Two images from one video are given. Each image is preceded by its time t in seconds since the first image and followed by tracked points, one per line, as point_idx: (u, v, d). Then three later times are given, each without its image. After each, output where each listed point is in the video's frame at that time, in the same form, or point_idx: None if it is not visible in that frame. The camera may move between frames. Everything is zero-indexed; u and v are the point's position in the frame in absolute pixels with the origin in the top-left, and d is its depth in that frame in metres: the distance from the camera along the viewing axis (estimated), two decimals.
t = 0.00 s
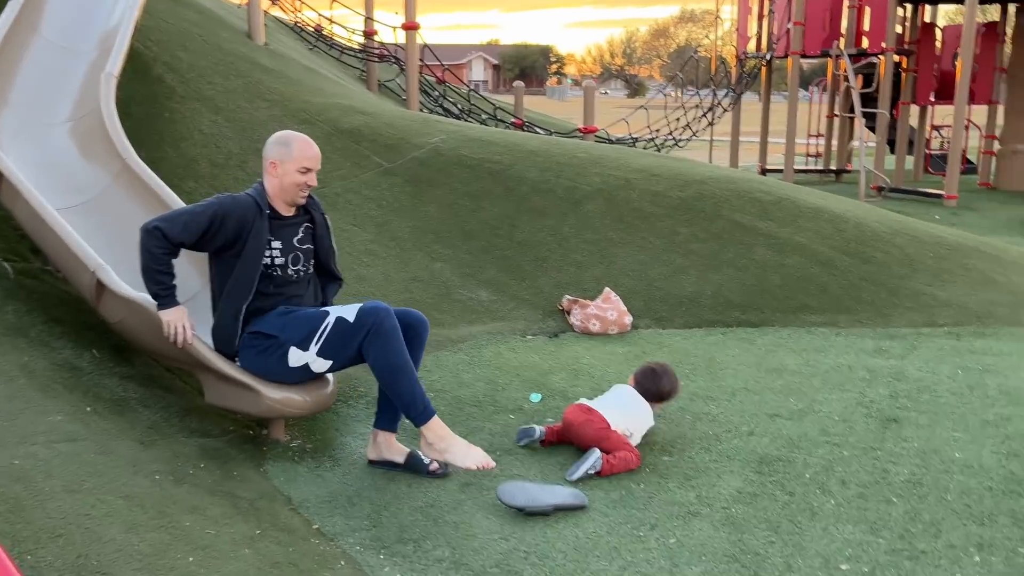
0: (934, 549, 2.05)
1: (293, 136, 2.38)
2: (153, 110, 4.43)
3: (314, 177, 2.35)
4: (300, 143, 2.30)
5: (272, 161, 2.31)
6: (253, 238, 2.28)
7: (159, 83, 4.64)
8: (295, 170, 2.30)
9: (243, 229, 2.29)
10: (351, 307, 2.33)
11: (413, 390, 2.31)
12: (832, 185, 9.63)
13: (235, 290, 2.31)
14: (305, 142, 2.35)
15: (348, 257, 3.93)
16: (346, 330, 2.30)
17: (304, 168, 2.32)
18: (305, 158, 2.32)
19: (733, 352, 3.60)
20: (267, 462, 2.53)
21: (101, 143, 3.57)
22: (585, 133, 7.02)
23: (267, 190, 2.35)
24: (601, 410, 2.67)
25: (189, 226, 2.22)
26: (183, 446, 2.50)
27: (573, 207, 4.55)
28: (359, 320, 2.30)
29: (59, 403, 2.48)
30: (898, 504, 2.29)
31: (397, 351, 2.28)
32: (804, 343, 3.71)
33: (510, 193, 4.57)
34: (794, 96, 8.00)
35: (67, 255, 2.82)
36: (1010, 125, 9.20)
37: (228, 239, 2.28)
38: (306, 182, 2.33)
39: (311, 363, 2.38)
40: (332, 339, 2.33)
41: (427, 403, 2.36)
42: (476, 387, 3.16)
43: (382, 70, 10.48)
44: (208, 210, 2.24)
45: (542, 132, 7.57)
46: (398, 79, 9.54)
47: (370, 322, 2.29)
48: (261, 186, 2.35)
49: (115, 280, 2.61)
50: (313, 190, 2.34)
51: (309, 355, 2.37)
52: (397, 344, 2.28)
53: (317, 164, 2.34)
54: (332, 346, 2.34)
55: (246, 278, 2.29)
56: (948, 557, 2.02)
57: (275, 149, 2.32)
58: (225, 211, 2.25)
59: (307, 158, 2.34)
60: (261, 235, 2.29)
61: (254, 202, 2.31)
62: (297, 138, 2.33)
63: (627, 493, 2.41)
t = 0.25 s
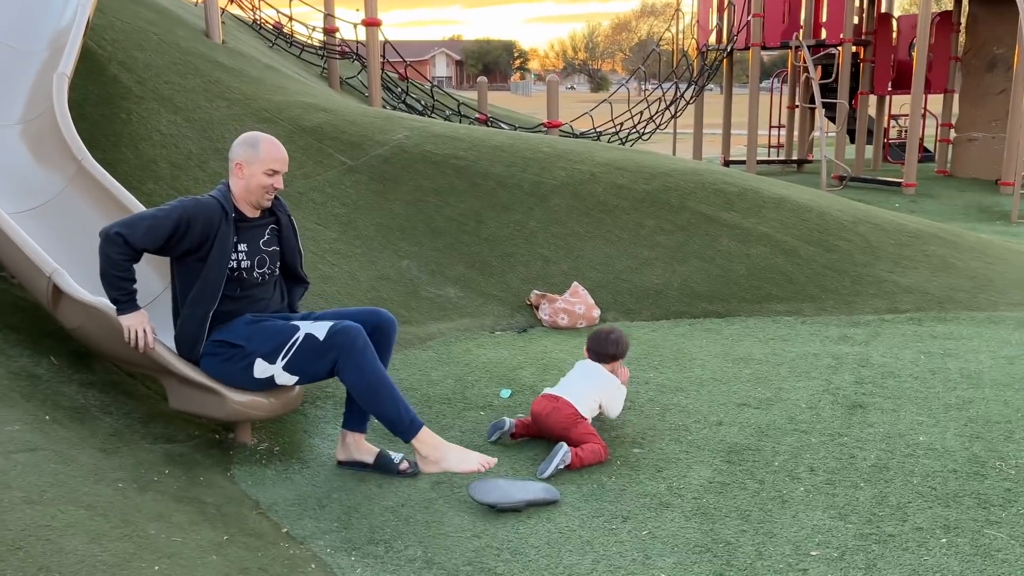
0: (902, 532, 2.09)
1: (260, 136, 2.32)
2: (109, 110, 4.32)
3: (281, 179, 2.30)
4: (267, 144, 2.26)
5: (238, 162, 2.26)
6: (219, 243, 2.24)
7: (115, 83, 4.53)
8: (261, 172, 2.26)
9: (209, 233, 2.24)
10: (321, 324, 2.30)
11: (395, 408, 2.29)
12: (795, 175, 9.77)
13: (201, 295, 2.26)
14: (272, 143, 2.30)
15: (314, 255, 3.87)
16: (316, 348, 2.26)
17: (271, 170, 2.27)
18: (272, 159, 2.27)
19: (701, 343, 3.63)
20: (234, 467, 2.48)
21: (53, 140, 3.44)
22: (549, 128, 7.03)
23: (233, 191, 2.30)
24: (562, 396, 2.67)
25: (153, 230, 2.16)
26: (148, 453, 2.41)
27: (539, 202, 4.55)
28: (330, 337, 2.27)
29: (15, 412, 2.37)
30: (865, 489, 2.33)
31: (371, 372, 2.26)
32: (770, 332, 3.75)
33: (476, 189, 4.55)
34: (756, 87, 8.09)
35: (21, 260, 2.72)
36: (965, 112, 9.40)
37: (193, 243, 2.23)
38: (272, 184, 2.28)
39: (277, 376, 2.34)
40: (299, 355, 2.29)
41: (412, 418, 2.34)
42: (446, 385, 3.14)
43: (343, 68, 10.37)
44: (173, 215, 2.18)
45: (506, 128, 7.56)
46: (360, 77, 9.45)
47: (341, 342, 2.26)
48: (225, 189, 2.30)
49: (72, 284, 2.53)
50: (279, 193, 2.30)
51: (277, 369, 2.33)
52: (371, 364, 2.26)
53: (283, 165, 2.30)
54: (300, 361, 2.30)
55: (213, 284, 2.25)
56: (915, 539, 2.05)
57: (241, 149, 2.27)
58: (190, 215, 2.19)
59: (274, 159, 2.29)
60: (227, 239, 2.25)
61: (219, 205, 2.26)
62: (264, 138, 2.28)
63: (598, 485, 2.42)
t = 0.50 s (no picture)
0: (883, 528, 2.12)
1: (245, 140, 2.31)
2: (88, 113, 4.28)
3: (265, 183, 2.29)
4: (251, 148, 2.24)
5: (223, 166, 2.25)
6: (204, 249, 2.22)
7: (94, 86, 4.49)
8: (245, 176, 2.25)
9: (194, 239, 2.22)
10: (305, 324, 2.29)
11: (358, 412, 2.26)
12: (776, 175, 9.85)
13: (186, 301, 2.25)
14: (257, 146, 2.29)
15: (297, 258, 3.85)
16: (298, 348, 2.26)
17: (255, 174, 2.26)
18: (257, 162, 2.26)
19: (684, 343, 3.65)
20: (220, 470, 2.47)
21: (32, 143, 3.39)
22: (531, 129, 7.04)
23: (218, 195, 2.29)
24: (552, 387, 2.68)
25: (137, 236, 2.13)
26: (132, 458, 2.39)
27: (522, 203, 4.56)
28: (313, 338, 2.27)
29: None
30: (847, 485, 2.36)
31: (346, 375, 2.25)
32: (752, 331, 3.79)
33: (459, 190, 4.55)
34: (737, 88, 8.15)
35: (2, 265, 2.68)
36: (942, 111, 9.52)
37: (178, 249, 2.21)
38: (256, 188, 2.27)
39: (262, 377, 2.34)
40: (283, 356, 2.29)
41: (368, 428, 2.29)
42: (430, 386, 3.13)
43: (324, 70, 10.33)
44: (158, 220, 2.15)
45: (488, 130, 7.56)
46: (342, 78, 9.41)
47: (322, 341, 2.25)
48: (209, 193, 2.29)
49: (54, 289, 2.51)
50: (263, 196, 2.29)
51: (261, 370, 2.32)
52: (347, 368, 2.26)
53: (268, 169, 2.28)
54: (283, 362, 2.30)
55: (197, 289, 2.24)
56: (895, 535, 2.09)
57: (226, 153, 2.26)
58: (175, 221, 2.17)
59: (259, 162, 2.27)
60: (212, 245, 2.23)
61: (204, 210, 2.24)
62: (248, 142, 2.26)
63: (584, 485, 2.43)
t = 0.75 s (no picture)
0: (877, 533, 2.14)
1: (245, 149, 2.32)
2: (84, 120, 4.28)
3: (264, 192, 2.30)
4: (251, 159, 2.25)
5: (222, 176, 2.26)
6: (201, 259, 2.23)
7: (90, 93, 4.49)
8: (244, 185, 2.26)
9: (192, 249, 2.23)
10: (296, 326, 2.30)
11: (350, 411, 2.32)
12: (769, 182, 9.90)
13: (182, 309, 2.26)
14: (257, 156, 2.30)
15: (292, 264, 3.86)
16: (291, 350, 2.27)
17: (254, 184, 2.27)
18: (256, 172, 2.27)
19: (678, 349, 3.67)
20: (216, 477, 2.47)
21: (28, 150, 3.39)
22: (526, 136, 7.06)
23: (216, 204, 2.30)
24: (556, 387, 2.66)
25: (137, 244, 2.14)
26: (128, 464, 2.38)
27: (517, 210, 4.58)
28: (304, 339, 2.28)
29: None
30: (840, 491, 2.37)
31: (337, 374, 2.28)
32: (746, 338, 3.81)
33: (454, 197, 4.57)
34: (730, 96, 8.20)
35: None
36: (933, 119, 9.59)
37: (177, 259, 2.22)
38: (255, 198, 2.29)
39: (257, 381, 2.34)
40: (276, 358, 2.29)
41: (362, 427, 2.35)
42: (425, 393, 3.14)
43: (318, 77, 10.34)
44: (158, 229, 2.16)
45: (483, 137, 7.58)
46: (337, 85, 9.43)
47: (315, 343, 2.27)
48: (207, 201, 2.30)
49: (51, 296, 2.51)
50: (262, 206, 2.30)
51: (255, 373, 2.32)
52: (338, 367, 2.28)
53: (267, 179, 2.29)
54: (278, 365, 2.30)
55: (194, 298, 2.25)
56: (888, 540, 2.10)
57: (226, 163, 2.27)
58: (174, 230, 2.18)
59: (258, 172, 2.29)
60: (210, 255, 2.24)
61: (203, 220, 2.25)
62: (248, 151, 2.27)
63: (579, 490, 2.43)
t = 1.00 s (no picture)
0: (870, 539, 2.14)
1: (242, 155, 2.32)
2: (81, 127, 4.29)
3: (261, 200, 2.31)
4: (247, 166, 2.25)
5: (218, 183, 2.27)
6: (199, 266, 2.24)
7: (87, 100, 4.50)
8: (240, 193, 2.26)
9: (189, 255, 2.24)
10: (295, 328, 2.31)
11: (358, 408, 2.29)
12: (765, 190, 9.94)
13: (179, 316, 2.27)
14: (253, 163, 2.30)
15: (288, 271, 3.86)
16: (290, 351, 2.28)
17: (251, 191, 2.27)
18: (252, 179, 2.27)
19: (673, 355, 3.67)
20: (211, 483, 2.47)
21: (24, 157, 3.39)
22: (522, 144, 7.09)
23: (213, 210, 2.31)
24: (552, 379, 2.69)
25: (134, 251, 2.14)
26: (123, 471, 2.38)
27: (513, 216, 4.59)
28: (304, 339, 2.29)
29: None
30: (834, 496, 2.38)
31: (339, 373, 2.27)
32: (741, 344, 3.82)
33: (450, 204, 4.58)
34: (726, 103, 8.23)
35: None
36: (928, 126, 9.63)
37: (174, 265, 2.23)
38: (251, 205, 2.29)
39: (256, 385, 2.35)
40: (275, 360, 2.30)
41: (370, 423, 2.33)
42: (421, 399, 3.14)
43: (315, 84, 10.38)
44: (155, 236, 2.17)
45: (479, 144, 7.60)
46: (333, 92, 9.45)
47: (314, 343, 2.27)
48: (204, 207, 2.30)
49: (46, 302, 2.51)
50: (258, 213, 2.30)
51: (254, 376, 2.33)
52: (340, 366, 2.27)
53: (264, 186, 2.29)
54: (276, 367, 2.31)
55: (192, 304, 2.25)
56: (882, 545, 2.11)
57: (222, 169, 2.27)
58: (171, 237, 2.19)
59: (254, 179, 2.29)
60: (207, 261, 2.25)
61: (199, 226, 2.26)
62: (244, 158, 2.27)
63: (573, 496, 2.43)
